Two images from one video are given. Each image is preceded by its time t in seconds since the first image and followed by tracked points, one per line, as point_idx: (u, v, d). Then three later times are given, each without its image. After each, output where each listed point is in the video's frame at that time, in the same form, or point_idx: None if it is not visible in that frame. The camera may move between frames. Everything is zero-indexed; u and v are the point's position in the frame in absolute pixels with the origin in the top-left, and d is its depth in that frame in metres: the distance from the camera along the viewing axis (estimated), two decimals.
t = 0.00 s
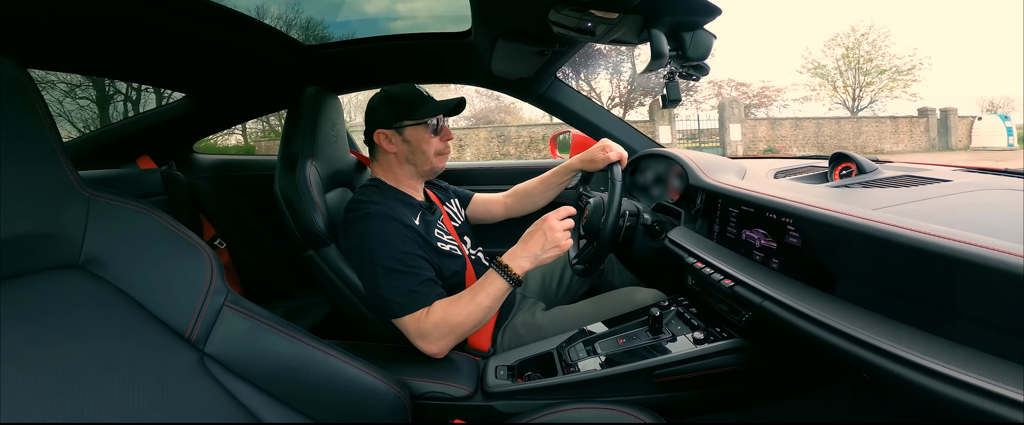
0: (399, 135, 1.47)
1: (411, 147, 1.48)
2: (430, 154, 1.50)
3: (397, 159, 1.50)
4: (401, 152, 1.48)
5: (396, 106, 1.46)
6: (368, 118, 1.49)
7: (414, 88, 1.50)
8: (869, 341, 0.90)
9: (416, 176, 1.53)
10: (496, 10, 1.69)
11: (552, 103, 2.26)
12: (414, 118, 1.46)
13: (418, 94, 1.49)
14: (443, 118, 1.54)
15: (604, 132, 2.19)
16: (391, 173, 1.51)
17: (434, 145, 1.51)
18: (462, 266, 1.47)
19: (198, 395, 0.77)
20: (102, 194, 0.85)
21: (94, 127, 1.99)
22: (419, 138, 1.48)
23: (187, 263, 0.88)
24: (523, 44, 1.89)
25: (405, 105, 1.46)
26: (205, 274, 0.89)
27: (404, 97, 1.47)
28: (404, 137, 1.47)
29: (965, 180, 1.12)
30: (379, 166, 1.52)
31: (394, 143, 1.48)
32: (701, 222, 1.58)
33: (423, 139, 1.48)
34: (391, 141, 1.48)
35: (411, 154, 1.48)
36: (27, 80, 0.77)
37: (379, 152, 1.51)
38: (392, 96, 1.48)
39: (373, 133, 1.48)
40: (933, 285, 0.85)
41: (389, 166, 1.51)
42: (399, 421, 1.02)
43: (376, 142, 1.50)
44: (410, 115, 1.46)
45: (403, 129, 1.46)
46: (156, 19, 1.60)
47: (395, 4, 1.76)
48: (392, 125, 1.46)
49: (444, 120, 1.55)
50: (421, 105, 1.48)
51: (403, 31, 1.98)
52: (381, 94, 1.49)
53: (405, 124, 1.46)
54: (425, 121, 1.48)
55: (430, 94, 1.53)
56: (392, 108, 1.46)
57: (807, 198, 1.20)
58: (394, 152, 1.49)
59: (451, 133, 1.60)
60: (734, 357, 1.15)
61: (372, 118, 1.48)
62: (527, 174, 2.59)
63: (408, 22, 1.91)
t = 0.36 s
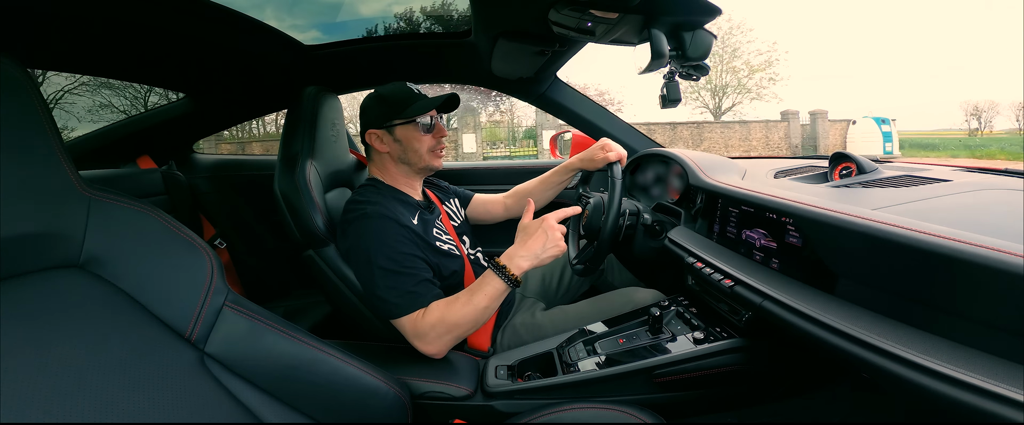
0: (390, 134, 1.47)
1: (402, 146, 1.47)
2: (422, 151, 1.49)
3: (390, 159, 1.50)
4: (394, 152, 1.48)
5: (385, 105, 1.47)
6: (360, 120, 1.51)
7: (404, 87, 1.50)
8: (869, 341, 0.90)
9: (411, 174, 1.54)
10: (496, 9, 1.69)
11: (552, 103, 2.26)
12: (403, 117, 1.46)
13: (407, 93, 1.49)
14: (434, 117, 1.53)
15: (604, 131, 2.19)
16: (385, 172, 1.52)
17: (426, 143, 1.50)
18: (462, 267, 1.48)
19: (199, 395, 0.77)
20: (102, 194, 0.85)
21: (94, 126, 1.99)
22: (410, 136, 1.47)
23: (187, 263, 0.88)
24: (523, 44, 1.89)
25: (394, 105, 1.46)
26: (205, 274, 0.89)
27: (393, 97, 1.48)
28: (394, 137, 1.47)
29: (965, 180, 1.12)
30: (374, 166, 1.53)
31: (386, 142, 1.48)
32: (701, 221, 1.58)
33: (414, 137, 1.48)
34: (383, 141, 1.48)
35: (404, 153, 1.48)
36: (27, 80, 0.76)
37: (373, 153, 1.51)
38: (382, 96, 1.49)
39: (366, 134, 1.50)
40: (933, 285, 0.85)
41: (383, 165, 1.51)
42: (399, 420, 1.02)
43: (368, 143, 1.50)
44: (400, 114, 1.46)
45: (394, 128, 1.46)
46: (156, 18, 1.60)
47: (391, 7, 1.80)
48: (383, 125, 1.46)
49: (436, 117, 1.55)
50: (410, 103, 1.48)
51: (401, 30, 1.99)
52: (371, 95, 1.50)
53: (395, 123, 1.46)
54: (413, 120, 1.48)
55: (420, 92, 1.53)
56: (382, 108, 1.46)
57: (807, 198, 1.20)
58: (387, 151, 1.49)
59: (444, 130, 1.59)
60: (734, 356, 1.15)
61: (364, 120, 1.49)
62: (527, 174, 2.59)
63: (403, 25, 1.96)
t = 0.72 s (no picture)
0: (395, 132, 1.47)
1: (406, 144, 1.47)
2: (426, 150, 1.49)
3: (394, 157, 1.49)
4: (398, 150, 1.48)
5: (390, 102, 1.46)
6: (365, 118, 1.50)
7: (408, 86, 1.50)
8: (869, 341, 0.90)
9: (412, 173, 1.54)
10: (496, 9, 1.69)
11: (552, 103, 2.26)
12: (409, 116, 1.46)
13: (413, 92, 1.49)
14: (439, 116, 1.54)
15: (604, 131, 2.19)
16: (389, 171, 1.51)
17: (429, 142, 1.50)
18: (462, 267, 1.48)
19: (198, 395, 0.77)
20: (102, 194, 0.85)
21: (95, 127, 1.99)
22: (415, 135, 1.47)
23: (187, 264, 0.88)
24: (523, 44, 1.89)
25: (400, 102, 1.46)
26: (205, 274, 0.89)
27: (398, 94, 1.47)
28: (400, 135, 1.47)
29: (965, 180, 1.12)
30: (376, 165, 1.52)
31: (391, 140, 1.47)
32: (701, 221, 1.58)
33: (419, 136, 1.48)
34: (387, 139, 1.48)
35: (408, 151, 1.48)
36: (27, 80, 0.76)
37: (376, 151, 1.51)
38: (386, 94, 1.48)
39: (369, 132, 1.49)
40: (933, 285, 0.85)
41: (385, 164, 1.51)
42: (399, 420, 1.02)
43: (372, 141, 1.49)
44: (405, 112, 1.46)
45: (399, 126, 1.46)
46: (156, 18, 1.60)
47: (387, 10, 1.79)
48: (389, 123, 1.46)
49: (439, 117, 1.55)
50: (415, 102, 1.48)
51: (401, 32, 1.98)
52: (376, 93, 1.50)
53: (401, 121, 1.46)
54: (419, 118, 1.48)
55: (424, 92, 1.54)
56: (388, 106, 1.46)
57: (807, 198, 1.20)
58: (391, 150, 1.48)
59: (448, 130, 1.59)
60: (734, 356, 1.15)
61: (368, 116, 1.48)
62: (527, 174, 2.59)
63: (399, 27, 1.95)
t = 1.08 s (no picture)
0: (403, 135, 1.46)
1: (414, 148, 1.47)
2: (432, 156, 1.50)
3: (399, 160, 1.49)
4: (404, 153, 1.47)
5: (402, 104, 1.46)
6: (374, 117, 1.49)
7: (421, 90, 1.50)
8: (869, 341, 0.90)
9: (416, 177, 1.54)
10: (496, 10, 1.69)
11: (552, 103, 2.26)
12: (419, 120, 1.46)
13: (425, 97, 1.49)
14: (449, 122, 1.54)
15: (604, 131, 2.19)
16: (393, 173, 1.51)
17: (437, 149, 1.51)
18: (462, 268, 1.48)
19: (199, 395, 0.77)
20: (102, 194, 0.85)
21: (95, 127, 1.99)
22: (423, 140, 1.47)
23: (188, 264, 0.88)
24: (523, 44, 1.89)
25: (412, 106, 1.46)
26: (205, 274, 0.89)
27: (410, 97, 1.47)
28: (407, 139, 1.46)
29: (965, 180, 1.12)
30: (380, 166, 1.52)
31: (398, 143, 1.47)
32: (701, 222, 1.58)
33: (427, 141, 1.48)
34: (394, 141, 1.47)
35: (414, 155, 1.48)
36: (27, 81, 0.76)
37: (382, 152, 1.50)
38: (398, 96, 1.47)
39: (377, 131, 1.48)
40: (933, 285, 0.85)
41: (390, 165, 1.50)
42: (399, 420, 1.02)
43: (379, 141, 1.49)
44: (416, 117, 1.46)
45: (408, 130, 1.46)
46: (156, 18, 1.60)
47: (385, 11, 1.80)
48: (398, 125, 1.45)
49: (449, 124, 1.56)
50: (427, 107, 1.48)
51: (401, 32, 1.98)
52: (387, 93, 1.49)
53: (410, 125, 1.46)
54: (429, 124, 1.48)
55: (436, 98, 1.54)
56: (399, 107, 1.45)
57: (807, 198, 1.20)
58: (397, 152, 1.48)
59: (455, 137, 1.60)
60: (734, 356, 1.15)
61: (377, 115, 1.47)
62: (527, 174, 2.59)
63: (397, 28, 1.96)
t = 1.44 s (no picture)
0: (399, 135, 1.47)
1: (410, 148, 1.47)
2: (429, 156, 1.50)
3: (395, 160, 1.49)
4: (400, 153, 1.48)
5: (396, 105, 1.46)
6: (368, 118, 1.49)
7: (415, 89, 1.50)
8: (869, 341, 0.90)
9: (414, 177, 1.54)
10: (496, 10, 1.69)
11: (552, 103, 2.26)
12: (415, 120, 1.46)
13: (419, 96, 1.49)
14: (445, 121, 1.54)
15: (605, 132, 2.19)
16: (390, 174, 1.52)
17: (433, 148, 1.51)
18: (462, 268, 1.47)
19: (200, 395, 0.77)
20: (102, 194, 0.85)
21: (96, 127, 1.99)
22: (419, 140, 1.47)
23: (188, 264, 0.88)
24: (523, 44, 1.90)
25: (406, 106, 1.46)
26: (205, 275, 0.89)
27: (404, 97, 1.47)
28: (403, 139, 1.47)
29: (965, 180, 1.12)
30: (377, 166, 1.53)
31: (394, 143, 1.48)
32: (701, 222, 1.58)
33: (423, 141, 1.48)
34: (390, 142, 1.48)
35: (410, 155, 1.48)
36: (28, 81, 0.77)
37: (379, 152, 1.51)
38: (393, 96, 1.47)
39: (373, 133, 1.48)
40: (933, 285, 0.85)
41: (387, 166, 1.51)
42: (399, 420, 1.02)
43: (375, 142, 1.49)
44: (411, 117, 1.46)
45: (403, 130, 1.46)
46: (156, 18, 1.60)
47: (380, 12, 1.80)
48: (393, 126, 1.46)
49: (445, 123, 1.55)
50: (422, 107, 1.48)
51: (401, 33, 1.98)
52: (381, 93, 1.49)
53: (406, 125, 1.46)
54: (425, 123, 1.48)
55: (430, 96, 1.53)
56: (393, 107, 1.45)
57: (807, 198, 1.20)
58: (394, 152, 1.48)
59: (451, 136, 1.60)
60: (734, 357, 1.15)
61: (373, 117, 1.47)
62: (527, 174, 2.59)
63: (393, 29, 1.96)
